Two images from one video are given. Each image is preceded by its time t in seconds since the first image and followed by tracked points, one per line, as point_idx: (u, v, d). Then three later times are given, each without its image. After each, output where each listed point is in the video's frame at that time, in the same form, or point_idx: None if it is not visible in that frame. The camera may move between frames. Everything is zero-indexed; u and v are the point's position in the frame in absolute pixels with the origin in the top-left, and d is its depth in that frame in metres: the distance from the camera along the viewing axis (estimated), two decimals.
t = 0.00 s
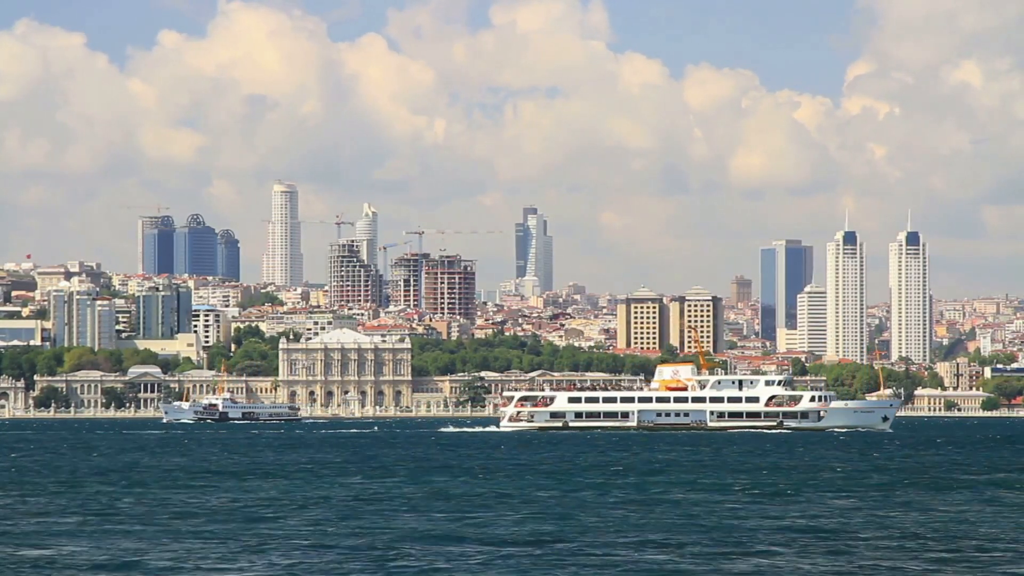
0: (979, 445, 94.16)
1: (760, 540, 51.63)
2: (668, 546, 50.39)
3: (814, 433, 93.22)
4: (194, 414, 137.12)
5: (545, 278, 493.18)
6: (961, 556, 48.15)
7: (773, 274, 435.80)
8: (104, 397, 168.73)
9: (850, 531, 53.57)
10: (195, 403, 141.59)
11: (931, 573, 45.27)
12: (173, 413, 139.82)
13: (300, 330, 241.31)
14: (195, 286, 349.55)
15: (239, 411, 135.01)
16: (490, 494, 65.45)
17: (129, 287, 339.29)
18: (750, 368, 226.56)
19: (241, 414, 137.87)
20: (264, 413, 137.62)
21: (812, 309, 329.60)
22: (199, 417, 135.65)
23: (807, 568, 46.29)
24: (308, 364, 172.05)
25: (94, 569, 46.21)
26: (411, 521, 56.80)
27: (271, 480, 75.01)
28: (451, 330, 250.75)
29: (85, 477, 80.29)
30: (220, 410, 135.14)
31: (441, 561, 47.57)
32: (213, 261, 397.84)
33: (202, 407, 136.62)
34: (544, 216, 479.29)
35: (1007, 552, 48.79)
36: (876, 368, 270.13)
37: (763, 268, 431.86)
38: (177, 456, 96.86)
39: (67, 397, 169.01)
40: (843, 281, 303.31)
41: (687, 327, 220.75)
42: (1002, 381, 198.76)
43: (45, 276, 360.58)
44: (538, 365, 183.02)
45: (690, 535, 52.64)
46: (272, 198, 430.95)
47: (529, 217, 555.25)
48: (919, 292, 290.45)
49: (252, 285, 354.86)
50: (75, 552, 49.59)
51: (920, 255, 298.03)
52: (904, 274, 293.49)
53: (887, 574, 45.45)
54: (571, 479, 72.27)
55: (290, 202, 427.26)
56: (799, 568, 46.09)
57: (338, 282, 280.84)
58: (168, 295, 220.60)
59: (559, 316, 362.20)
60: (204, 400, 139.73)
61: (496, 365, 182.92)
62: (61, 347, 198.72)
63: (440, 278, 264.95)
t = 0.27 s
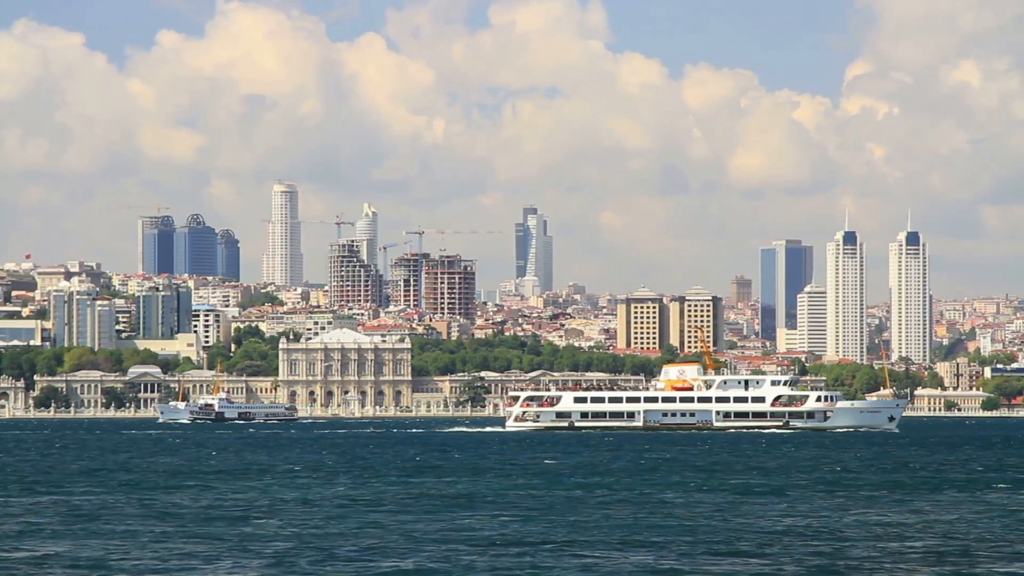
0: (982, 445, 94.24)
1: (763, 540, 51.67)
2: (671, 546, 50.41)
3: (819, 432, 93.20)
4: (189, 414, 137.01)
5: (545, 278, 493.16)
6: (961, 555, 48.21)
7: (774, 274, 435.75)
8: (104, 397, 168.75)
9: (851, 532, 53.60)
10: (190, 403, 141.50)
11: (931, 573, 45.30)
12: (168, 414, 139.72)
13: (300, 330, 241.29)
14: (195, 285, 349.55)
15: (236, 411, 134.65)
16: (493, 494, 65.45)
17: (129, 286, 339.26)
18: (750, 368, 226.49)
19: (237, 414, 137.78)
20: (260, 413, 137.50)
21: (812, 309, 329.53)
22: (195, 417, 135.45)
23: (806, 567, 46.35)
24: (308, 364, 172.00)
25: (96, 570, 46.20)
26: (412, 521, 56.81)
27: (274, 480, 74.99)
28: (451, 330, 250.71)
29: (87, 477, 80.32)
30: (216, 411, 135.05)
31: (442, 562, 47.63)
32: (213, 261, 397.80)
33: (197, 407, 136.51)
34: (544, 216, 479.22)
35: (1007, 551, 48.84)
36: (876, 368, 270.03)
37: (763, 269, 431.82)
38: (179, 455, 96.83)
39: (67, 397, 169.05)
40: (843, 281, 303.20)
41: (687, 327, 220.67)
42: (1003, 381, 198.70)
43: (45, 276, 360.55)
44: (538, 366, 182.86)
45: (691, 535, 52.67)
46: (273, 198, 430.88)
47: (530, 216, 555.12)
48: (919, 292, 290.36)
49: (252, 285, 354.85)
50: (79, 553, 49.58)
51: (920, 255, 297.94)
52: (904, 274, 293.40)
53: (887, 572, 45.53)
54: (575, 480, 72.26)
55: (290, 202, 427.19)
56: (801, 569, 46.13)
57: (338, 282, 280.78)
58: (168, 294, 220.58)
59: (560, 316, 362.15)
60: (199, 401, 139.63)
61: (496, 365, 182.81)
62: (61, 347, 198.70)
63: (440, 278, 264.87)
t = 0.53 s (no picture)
0: (985, 444, 94.14)
1: (763, 540, 51.57)
2: (670, 546, 50.32)
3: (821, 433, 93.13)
4: (186, 414, 136.94)
5: (545, 278, 493.05)
6: (961, 556, 48.12)
7: (774, 274, 435.69)
8: (104, 397, 168.68)
9: (852, 532, 53.53)
10: (186, 403, 141.41)
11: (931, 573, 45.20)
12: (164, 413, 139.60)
13: (300, 330, 241.15)
14: (195, 285, 349.42)
15: (231, 411, 134.69)
16: (493, 495, 65.35)
17: (129, 287, 339.16)
18: (750, 368, 226.40)
19: (233, 414, 137.68)
20: (256, 413, 137.41)
21: (812, 309, 329.46)
22: (190, 417, 135.50)
23: (805, 568, 46.26)
24: (308, 364, 171.88)
25: (94, 570, 46.12)
26: (412, 521, 56.72)
27: (274, 479, 74.91)
28: (451, 330, 250.55)
29: (87, 477, 80.22)
30: (213, 410, 134.97)
31: (441, 561, 47.52)
32: (213, 261, 397.72)
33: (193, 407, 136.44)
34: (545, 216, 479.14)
35: (1007, 552, 48.76)
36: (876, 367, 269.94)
37: (763, 269, 431.76)
38: (179, 455, 96.75)
39: (67, 397, 168.99)
40: (843, 281, 303.10)
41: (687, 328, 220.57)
42: (1003, 381, 198.71)
43: (45, 276, 360.42)
44: (538, 366, 182.66)
45: (691, 535, 52.58)
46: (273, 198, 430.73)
47: (530, 216, 554.99)
48: (919, 292, 290.28)
49: (252, 285, 354.76)
50: (78, 553, 49.46)
51: (920, 255, 297.89)
52: (904, 274, 293.32)
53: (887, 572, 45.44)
54: (576, 479, 72.19)
55: (290, 202, 427.07)
56: (801, 569, 46.03)
57: (338, 282, 280.66)
58: (168, 295, 220.48)
59: (560, 316, 362.12)
60: (196, 400, 139.54)
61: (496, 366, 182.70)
62: (61, 347, 198.57)
63: (440, 278, 264.76)
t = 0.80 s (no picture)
0: (987, 444, 94.19)
1: (761, 540, 51.70)
2: (669, 546, 50.43)
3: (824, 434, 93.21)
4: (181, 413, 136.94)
5: (544, 277, 493.15)
6: (958, 555, 48.21)
7: (774, 274, 435.75)
8: (104, 397, 168.75)
9: (851, 532, 53.64)
10: (182, 403, 141.47)
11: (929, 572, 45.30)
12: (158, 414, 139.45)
13: (300, 330, 241.21)
14: (195, 285, 349.49)
15: (228, 411, 134.80)
16: (493, 495, 65.46)
17: (129, 287, 339.13)
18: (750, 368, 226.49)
19: (229, 414, 137.67)
20: (252, 413, 137.46)
21: (812, 308, 329.54)
22: (186, 417, 135.66)
23: (804, 567, 46.36)
24: (309, 364, 171.87)
25: (92, 571, 46.24)
26: (413, 521, 56.85)
27: (275, 479, 75.01)
28: (451, 330, 250.62)
29: (87, 477, 80.33)
30: (209, 410, 135.03)
31: (439, 561, 47.63)
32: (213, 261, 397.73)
33: (190, 406, 136.50)
34: (544, 217, 479.00)
35: (1005, 551, 48.85)
36: (876, 368, 270.03)
37: (763, 269, 431.83)
38: (180, 455, 96.85)
39: (67, 397, 169.11)
40: (843, 281, 303.08)
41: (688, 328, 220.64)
42: (1003, 381, 198.85)
43: (45, 276, 360.39)
44: (538, 366, 182.60)
45: (689, 535, 52.70)
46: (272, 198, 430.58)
47: (530, 216, 554.73)
48: (919, 292, 290.35)
49: (252, 285, 354.80)
50: (77, 553, 49.56)
51: (920, 255, 297.98)
52: (904, 274, 293.29)
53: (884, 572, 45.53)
54: (576, 479, 72.31)
55: (290, 202, 427.09)
56: (798, 568, 46.13)
57: (338, 282, 280.67)
58: (168, 294, 220.51)
59: (560, 316, 362.18)
60: (192, 400, 139.54)
61: (496, 365, 182.71)
62: (61, 347, 198.66)
63: (440, 278, 264.80)
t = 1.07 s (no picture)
0: (989, 444, 94.14)
1: (762, 540, 51.65)
2: (670, 546, 50.38)
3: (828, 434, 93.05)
4: (178, 413, 136.77)
5: (545, 277, 492.94)
6: (959, 555, 48.16)
7: (774, 274, 435.67)
8: (104, 397, 168.76)
9: (850, 532, 53.62)
10: (180, 403, 141.40)
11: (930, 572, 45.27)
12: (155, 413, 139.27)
13: (300, 330, 241.12)
14: (195, 285, 349.40)
15: (219, 410, 134.86)
16: (493, 495, 65.43)
17: (129, 287, 339.03)
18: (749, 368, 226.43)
19: (225, 414, 137.45)
20: (248, 413, 137.20)
21: (812, 308, 329.44)
22: (184, 417, 135.66)
23: (804, 567, 46.34)
24: (308, 364, 171.67)
25: (92, 572, 46.18)
26: (413, 522, 56.78)
27: (273, 480, 74.90)
28: (451, 330, 250.55)
29: (86, 476, 80.26)
30: (204, 411, 134.90)
31: (440, 561, 47.59)
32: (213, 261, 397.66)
33: (186, 407, 136.32)
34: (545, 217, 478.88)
35: (1006, 552, 48.82)
36: (876, 368, 269.96)
37: (763, 268, 431.75)
38: (179, 455, 96.74)
39: (67, 397, 169.23)
40: (843, 281, 303.01)
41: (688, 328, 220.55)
42: (1003, 381, 198.76)
43: (44, 276, 360.23)
44: (538, 366, 182.41)
45: (693, 535, 52.70)
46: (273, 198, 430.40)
47: (529, 216, 554.55)
48: (919, 292, 290.33)
49: (252, 285, 354.68)
50: (76, 553, 49.48)
51: (920, 255, 297.94)
52: (904, 274, 293.22)
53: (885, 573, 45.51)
54: (578, 480, 72.25)
55: (291, 202, 426.96)
56: (799, 568, 46.09)
57: (338, 282, 280.60)
58: (168, 295, 220.40)
59: (560, 316, 362.06)
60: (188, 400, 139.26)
61: (496, 365, 182.53)
62: (61, 347, 198.57)
63: (440, 278, 264.69)
